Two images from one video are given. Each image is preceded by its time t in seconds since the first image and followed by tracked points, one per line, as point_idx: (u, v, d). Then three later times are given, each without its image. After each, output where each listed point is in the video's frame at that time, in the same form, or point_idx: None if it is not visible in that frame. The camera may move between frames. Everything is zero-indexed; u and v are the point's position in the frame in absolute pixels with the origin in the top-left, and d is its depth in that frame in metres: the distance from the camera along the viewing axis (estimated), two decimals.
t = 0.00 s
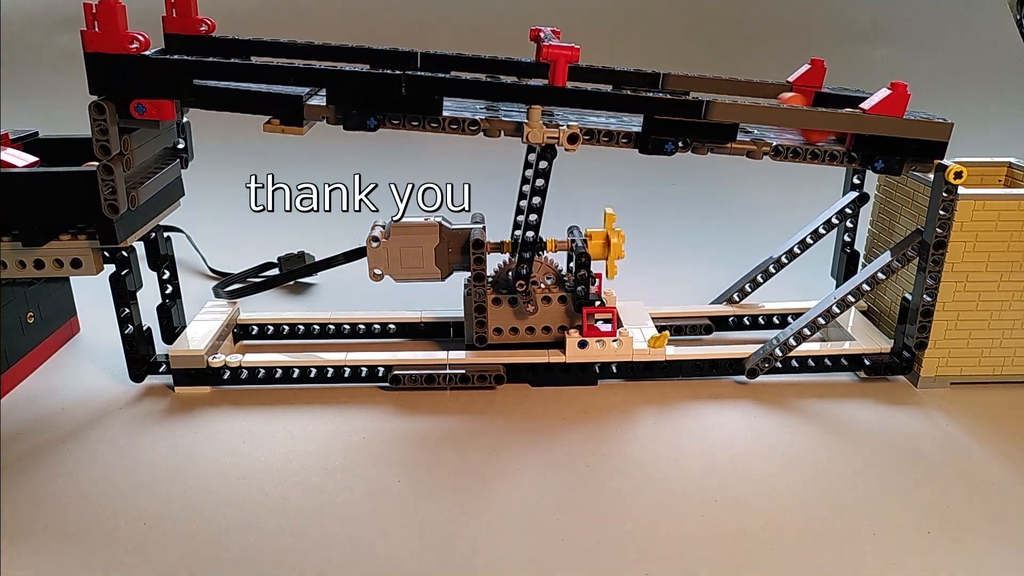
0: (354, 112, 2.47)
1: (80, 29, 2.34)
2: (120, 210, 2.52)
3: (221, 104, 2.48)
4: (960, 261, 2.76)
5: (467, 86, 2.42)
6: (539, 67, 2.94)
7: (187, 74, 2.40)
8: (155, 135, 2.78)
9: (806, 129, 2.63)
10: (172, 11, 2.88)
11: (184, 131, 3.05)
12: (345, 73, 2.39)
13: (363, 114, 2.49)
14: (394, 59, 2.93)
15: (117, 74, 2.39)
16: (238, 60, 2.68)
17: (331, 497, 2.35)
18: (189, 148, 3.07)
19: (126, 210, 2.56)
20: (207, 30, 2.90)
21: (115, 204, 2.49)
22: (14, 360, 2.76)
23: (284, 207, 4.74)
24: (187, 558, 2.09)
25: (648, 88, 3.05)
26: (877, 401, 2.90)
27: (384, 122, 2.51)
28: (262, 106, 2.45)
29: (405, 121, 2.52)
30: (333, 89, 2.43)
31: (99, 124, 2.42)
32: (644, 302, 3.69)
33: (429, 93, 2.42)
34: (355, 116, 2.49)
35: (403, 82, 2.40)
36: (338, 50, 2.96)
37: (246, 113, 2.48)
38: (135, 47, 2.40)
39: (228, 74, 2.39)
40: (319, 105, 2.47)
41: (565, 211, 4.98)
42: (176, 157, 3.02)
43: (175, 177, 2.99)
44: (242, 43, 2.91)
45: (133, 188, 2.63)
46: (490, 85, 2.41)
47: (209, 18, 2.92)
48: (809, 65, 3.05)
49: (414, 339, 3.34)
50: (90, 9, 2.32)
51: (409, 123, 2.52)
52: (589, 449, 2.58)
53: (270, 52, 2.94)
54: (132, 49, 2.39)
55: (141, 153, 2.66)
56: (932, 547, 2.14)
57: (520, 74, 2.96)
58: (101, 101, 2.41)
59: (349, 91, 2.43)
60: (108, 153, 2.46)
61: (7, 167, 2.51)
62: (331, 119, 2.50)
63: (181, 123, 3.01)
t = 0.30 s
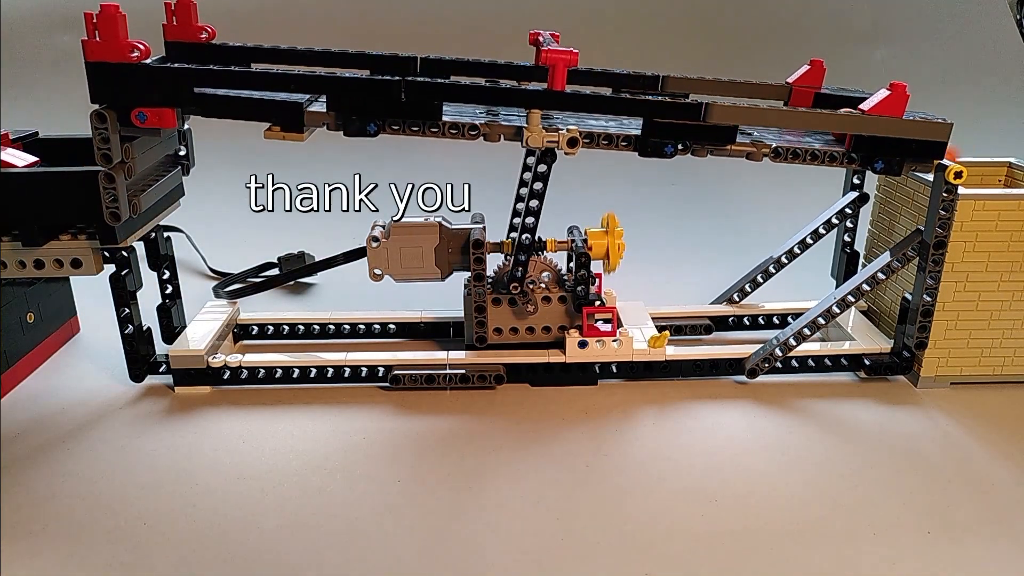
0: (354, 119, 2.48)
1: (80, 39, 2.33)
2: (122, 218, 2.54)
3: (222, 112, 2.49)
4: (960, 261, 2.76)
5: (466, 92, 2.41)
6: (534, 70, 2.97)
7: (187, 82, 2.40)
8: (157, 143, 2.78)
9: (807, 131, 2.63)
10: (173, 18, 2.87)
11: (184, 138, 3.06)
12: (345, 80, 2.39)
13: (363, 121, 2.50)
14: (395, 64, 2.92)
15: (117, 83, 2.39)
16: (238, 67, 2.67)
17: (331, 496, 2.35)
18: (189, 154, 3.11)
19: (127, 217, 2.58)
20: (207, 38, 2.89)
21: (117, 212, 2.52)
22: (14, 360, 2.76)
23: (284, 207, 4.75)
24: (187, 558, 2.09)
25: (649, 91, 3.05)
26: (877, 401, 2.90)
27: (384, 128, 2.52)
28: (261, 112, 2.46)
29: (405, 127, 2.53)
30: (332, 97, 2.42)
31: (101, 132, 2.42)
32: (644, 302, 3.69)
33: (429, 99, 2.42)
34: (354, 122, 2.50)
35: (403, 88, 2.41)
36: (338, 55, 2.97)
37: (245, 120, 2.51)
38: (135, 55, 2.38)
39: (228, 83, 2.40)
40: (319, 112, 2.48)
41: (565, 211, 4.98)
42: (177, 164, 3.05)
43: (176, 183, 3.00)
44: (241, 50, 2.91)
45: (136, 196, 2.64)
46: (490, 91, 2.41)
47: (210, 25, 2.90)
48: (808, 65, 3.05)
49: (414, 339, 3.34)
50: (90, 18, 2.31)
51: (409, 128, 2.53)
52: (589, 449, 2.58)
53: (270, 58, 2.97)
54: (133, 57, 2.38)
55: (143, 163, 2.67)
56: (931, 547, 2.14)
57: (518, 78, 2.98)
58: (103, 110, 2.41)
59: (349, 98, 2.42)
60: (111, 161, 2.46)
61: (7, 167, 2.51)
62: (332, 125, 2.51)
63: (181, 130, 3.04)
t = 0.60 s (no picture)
0: (354, 126, 2.48)
1: (82, 51, 2.32)
2: (124, 228, 2.54)
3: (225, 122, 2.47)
4: (960, 261, 2.76)
5: (466, 98, 2.41)
6: (533, 75, 2.95)
7: (187, 94, 2.40)
8: (157, 152, 2.81)
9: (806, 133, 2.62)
10: (174, 28, 2.90)
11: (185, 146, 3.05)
12: (344, 88, 2.39)
13: (363, 128, 2.50)
14: (397, 70, 2.93)
15: (119, 93, 2.39)
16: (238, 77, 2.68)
17: (331, 496, 2.35)
18: (193, 164, 3.07)
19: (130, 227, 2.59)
20: (208, 47, 2.91)
21: (119, 221, 2.52)
22: (14, 360, 2.76)
23: (284, 208, 4.74)
24: (187, 557, 2.10)
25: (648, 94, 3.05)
26: (877, 401, 2.90)
27: (384, 135, 2.51)
28: (261, 122, 2.46)
29: (405, 134, 2.52)
30: (333, 104, 2.43)
31: (104, 143, 2.41)
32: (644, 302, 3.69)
33: (429, 106, 2.42)
34: (355, 129, 2.50)
35: (403, 96, 2.41)
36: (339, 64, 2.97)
37: (246, 128, 2.48)
38: (135, 67, 2.39)
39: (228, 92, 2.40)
40: (318, 120, 2.49)
41: (565, 211, 4.98)
42: (179, 173, 3.03)
43: (179, 194, 2.99)
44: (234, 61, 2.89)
45: (139, 206, 2.64)
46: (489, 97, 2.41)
47: (211, 35, 2.93)
48: (808, 66, 3.06)
49: (414, 339, 3.34)
50: (91, 30, 2.31)
51: (409, 135, 2.52)
52: (589, 449, 2.58)
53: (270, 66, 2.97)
54: (134, 69, 2.38)
55: (144, 172, 2.70)
56: (931, 547, 2.14)
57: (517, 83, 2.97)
58: (105, 121, 2.41)
59: (349, 105, 2.43)
60: (113, 172, 2.44)
61: (7, 167, 2.51)
62: (332, 132, 2.52)
63: (187, 139, 3.01)
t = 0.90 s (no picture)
0: (355, 135, 2.47)
1: (84, 64, 2.33)
2: (128, 240, 2.56)
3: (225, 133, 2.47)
4: (960, 261, 2.76)
5: (466, 106, 2.41)
6: (532, 80, 2.98)
7: (190, 104, 2.40)
8: (157, 164, 2.82)
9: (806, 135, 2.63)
10: (173, 39, 2.89)
11: (188, 157, 3.08)
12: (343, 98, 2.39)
13: (363, 137, 2.49)
14: (397, 79, 2.91)
15: (121, 106, 2.39)
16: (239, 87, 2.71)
17: (331, 497, 2.35)
18: (194, 174, 3.12)
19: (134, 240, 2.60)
20: (209, 57, 2.92)
21: (123, 234, 2.54)
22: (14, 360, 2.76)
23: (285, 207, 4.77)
24: (187, 557, 2.09)
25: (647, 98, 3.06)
26: (877, 401, 2.90)
27: (384, 143, 2.51)
28: (263, 132, 2.45)
29: (405, 142, 2.53)
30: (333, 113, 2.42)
31: (106, 156, 2.42)
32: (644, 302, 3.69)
33: (428, 114, 2.42)
34: (355, 138, 2.48)
35: (402, 104, 2.41)
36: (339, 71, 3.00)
37: (247, 138, 2.47)
38: (137, 79, 2.39)
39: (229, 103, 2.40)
40: (318, 129, 2.47)
41: (565, 211, 4.98)
42: (181, 183, 3.06)
43: (183, 202, 3.02)
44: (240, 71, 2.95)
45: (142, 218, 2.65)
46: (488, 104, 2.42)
47: (211, 45, 2.93)
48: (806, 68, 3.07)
49: (414, 339, 3.34)
50: (92, 44, 2.31)
51: (408, 143, 2.53)
52: (589, 449, 2.58)
53: (268, 75, 2.96)
54: (135, 81, 2.38)
55: (146, 183, 2.72)
56: (931, 547, 2.14)
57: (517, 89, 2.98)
58: (107, 134, 2.41)
59: (349, 115, 2.42)
60: (115, 184, 2.46)
61: (7, 167, 2.50)
62: (332, 142, 2.50)
63: (187, 150, 3.05)
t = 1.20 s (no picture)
0: (355, 146, 2.47)
1: (85, 81, 2.34)
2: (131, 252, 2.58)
3: (226, 145, 2.47)
4: (960, 261, 2.76)
5: (466, 115, 2.42)
6: (530, 87, 3.02)
7: (190, 119, 2.40)
8: (161, 175, 2.83)
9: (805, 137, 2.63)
10: (175, 51, 2.91)
11: (189, 168, 3.08)
12: (344, 109, 2.39)
13: (363, 148, 2.48)
14: (398, 88, 2.96)
15: (122, 119, 2.40)
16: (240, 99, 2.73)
17: (331, 496, 2.35)
18: (196, 184, 3.12)
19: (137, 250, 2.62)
20: (209, 68, 2.94)
21: (127, 246, 2.55)
22: (14, 360, 2.76)
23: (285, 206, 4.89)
24: (187, 558, 2.10)
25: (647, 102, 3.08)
26: (877, 401, 2.90)
27: (385, 153, 2.51)
28: (264, 143, 2.45)
29: (405, 151, 2.53)
30: (334, 125, 2.42)
31: (108, 170, 2.44)
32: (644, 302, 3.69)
33: (428, 123, 2.42)
34: (355, 149, 2.48)
35: (402, 114, 2.41)
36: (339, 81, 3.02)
37: (247, 151, 2.47)
38: (138, 95, 2.40)
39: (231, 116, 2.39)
40: (320, 140, 2.48)
41: (565, 211, 4.98)
42: (183, 195, 3.06)
43: (186, 214, 3.02)
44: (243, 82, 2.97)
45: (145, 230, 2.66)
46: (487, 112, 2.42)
47: (212, 56, 2.95)
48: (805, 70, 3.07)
49: (414, 339, 3.34)
50: (93, 60, 2.32)
51: (409, 152, 2.53)
52: (589, 449, 2.58)
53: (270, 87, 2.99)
54: (137, 96, 2.39)
55: (149, 194, 2.73)
56: (931, 547, 2.14)
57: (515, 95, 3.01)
58: (109, 148, 2.42)
59: (350, 125, 2.42)
60: (118, 198, 2.48)
61: (7, 167, 2.50)
62: (334, 152, 2.50)
63: (190, 160, 3.05)
